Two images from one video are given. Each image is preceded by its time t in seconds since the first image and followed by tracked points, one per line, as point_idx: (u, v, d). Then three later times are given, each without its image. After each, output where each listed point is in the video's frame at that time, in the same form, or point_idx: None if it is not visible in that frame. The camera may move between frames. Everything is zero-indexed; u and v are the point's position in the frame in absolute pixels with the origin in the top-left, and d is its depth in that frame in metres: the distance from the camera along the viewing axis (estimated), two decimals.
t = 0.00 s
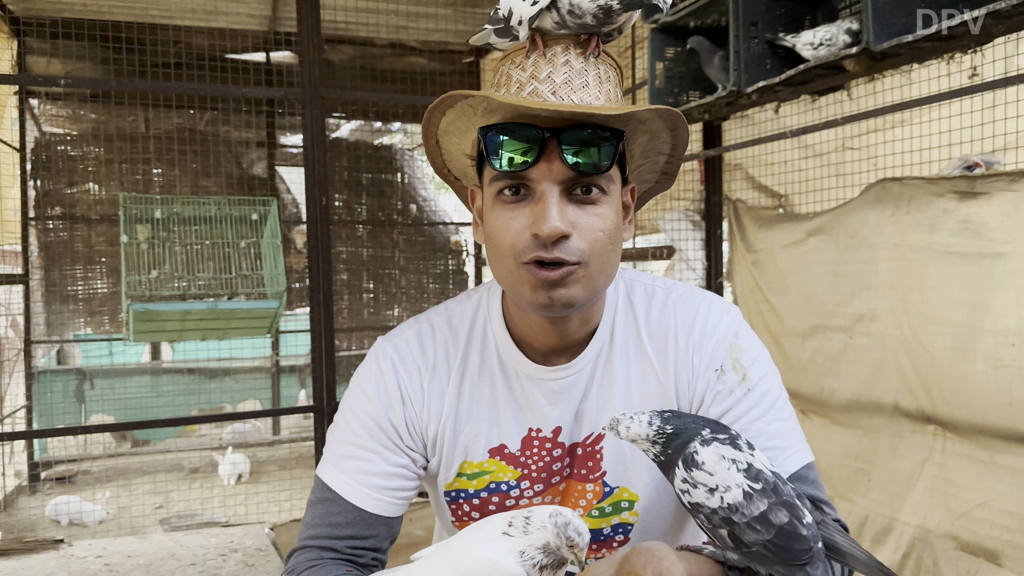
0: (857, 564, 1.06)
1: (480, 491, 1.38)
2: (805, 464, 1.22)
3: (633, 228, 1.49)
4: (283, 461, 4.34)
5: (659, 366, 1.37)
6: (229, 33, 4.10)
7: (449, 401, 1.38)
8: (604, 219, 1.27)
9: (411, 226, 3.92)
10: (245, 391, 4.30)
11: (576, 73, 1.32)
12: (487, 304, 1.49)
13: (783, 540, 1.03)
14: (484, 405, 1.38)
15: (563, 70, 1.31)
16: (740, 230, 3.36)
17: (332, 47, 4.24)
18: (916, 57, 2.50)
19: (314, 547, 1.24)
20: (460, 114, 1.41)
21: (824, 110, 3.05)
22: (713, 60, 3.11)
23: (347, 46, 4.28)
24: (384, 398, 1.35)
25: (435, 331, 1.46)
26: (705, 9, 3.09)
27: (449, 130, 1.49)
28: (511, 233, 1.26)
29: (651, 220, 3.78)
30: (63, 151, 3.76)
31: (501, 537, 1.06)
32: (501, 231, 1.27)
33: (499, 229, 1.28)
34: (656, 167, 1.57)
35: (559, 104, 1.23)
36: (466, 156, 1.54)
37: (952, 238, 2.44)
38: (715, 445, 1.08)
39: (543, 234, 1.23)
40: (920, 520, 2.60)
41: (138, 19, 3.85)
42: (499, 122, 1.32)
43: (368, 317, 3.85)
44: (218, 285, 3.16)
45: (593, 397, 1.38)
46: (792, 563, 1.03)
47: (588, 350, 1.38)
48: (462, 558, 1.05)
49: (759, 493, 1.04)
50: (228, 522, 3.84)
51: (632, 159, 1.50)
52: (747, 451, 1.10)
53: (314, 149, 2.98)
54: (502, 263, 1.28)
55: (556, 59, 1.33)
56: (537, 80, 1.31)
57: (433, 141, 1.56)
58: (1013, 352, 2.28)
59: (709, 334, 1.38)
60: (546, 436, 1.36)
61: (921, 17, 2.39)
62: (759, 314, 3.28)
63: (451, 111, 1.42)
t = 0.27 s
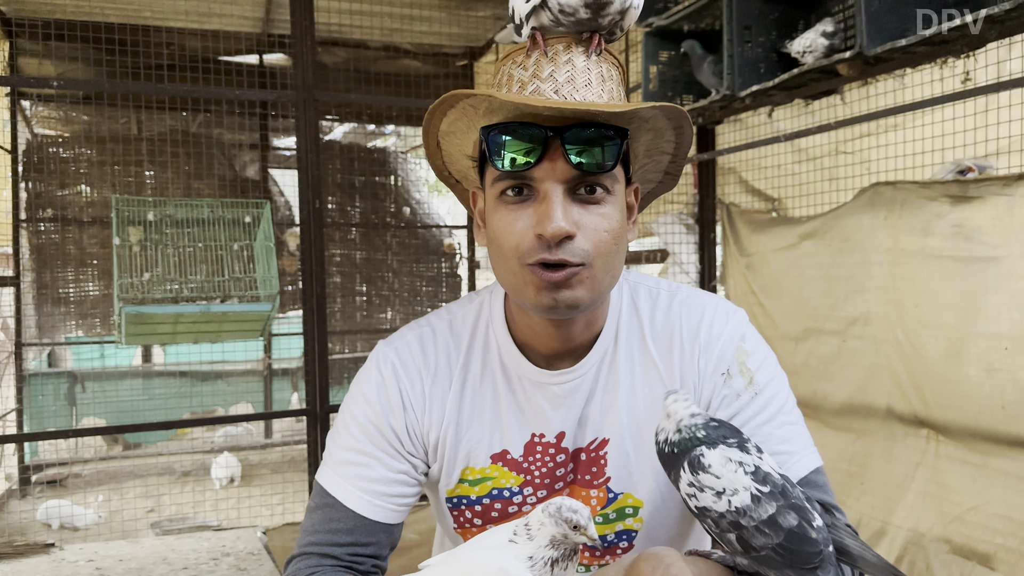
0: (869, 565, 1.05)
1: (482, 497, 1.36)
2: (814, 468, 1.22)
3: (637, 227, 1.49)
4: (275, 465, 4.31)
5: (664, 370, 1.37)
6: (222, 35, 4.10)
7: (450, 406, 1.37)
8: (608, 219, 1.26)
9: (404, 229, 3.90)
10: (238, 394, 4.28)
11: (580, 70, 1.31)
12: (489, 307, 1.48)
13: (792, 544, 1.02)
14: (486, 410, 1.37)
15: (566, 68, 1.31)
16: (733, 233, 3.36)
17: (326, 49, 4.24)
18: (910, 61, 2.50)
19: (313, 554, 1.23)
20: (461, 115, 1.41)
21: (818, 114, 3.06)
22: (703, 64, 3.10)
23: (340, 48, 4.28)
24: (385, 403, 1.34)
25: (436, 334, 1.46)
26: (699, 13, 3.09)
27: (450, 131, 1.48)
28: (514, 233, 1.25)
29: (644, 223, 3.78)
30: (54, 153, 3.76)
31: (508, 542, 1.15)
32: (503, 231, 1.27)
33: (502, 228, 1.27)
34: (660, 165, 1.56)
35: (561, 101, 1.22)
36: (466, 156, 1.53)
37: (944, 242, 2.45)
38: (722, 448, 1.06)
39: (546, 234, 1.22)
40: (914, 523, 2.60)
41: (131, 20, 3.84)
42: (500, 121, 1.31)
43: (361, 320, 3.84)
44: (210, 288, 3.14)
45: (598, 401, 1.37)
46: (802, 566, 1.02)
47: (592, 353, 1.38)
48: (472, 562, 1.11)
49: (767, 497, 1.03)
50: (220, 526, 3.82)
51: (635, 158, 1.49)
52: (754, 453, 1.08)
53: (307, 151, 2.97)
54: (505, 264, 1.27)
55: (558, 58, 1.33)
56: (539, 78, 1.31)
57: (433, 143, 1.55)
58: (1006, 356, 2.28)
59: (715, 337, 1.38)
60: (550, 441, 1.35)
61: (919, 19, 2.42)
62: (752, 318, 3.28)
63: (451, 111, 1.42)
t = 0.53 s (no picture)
0: None
1: (482, 510, 1.35)
2: (822, 477, 1.23)
3: (637, 230, 1.49)
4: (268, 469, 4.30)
5: (667, 380, 1.37)
6: (216, 38, 4.10)
7: (449, 417, 1.36)
8: (608, 224, 1.26)
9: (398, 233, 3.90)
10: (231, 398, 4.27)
11: (575, 73, 1.32)
12: (487, 317, 1.48)
13: (794, 550, 1.02)
14: (485, 421, 1.37)
15: (561, 71, 1.31)
16: (727, 238, 3.37)
17: (320, 53, 4.24)
18: (903, 67, 2.51)
19: (308, 568, 1.23)
20: (455, 120, 1.40)
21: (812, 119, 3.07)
22: (695, 70, 3.12)
23: (335, 52, 4.28)
24: (382, 414, 1.34)
25: (434, 344, 1.46)
26: (693, 18, 3.11)
27: (445, 137, 1.48)
28: (511, 240, 1.25)
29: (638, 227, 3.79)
30: (47, 155, 3.75)
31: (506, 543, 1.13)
32: (501, 238, 1.27)
33: (499, 235, 1.27)
34: (659, 167, 1.57)
35: (557, 104, 1.22)
36: (462, 162, 1.53)
37: (937, 246, 2.46)
38: (732, 445, 1.07)
39: (544, 241, 1.22)
40: (906, 528, 2.60)
41: (126, 23, 3.84)
42: (496, 125, 1.32)
43: (354, 324, 3.84)
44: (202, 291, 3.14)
45: (599, 411, 1.37)
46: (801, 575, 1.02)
47: (593, 361, 1.38)
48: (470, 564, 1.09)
49: (773, 500, 1.03)
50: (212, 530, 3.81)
51: (634, 160, 1.49)
52: (763, 456, 1.09)
53: (301, 155, 2.97)
54: (503, 272, 1.27)
55: (553, 60, 1.33)
56: (535, 82, 1.31)
57: (428, 149, 1.55)
58: (998, 361, 2.29)
59: (717, 346, 1.38)
60: (550, 452, 1.34)
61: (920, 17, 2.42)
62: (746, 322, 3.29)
63: (445, 117, 1.41)
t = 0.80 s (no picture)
0: None
1: (478, 532, 1.35)
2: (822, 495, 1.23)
3: (631, 243, 1.49)
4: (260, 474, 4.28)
5: (664, 399, 1.36)
6: (210, 42, 4.10)
7: (442, 438, 1.36)
8: (602, 241, 1.25)
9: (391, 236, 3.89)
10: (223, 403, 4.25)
11: (563, 87, 1.31)
12: (481, 334, 1.48)
13: None
14: (479, 442, 1.36)
15: (549, 84, 1.31)
16: (720, 243, 3.37)
17: (314, 57, 4.22)
18: (896, 73, 2.52)
19: None
20: (442, 138, 1.40)
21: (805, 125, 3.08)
22: (688, 75, 3.13)
23: (328, 56, 4.27)
24: (374, 437, 1.34)
25: (427, 363, 1.45)
26: (687, 24, 3.12)
27: (431, 154, 1.48)
28: (504, 261, 1.25)
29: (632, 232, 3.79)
30: (39, 159, 3.73)
31: None
32: (493, 259, 1.26)
33: (491, 256, 1.27)
34: (653, 177, 1.56)
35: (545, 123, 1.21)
36: (450, 179, 1.54)
37: (929, 252, 2.47)
38: (731, 479, 1.04)
39: (537, 262, 1.21)
40: (900, 534, 2.60)
41: (119, 26, 3.86)
42: (485, 143, 1.30)
43: (347, 328, 3.83)
44: (195, 295, 3.15)
45: (595, 431, 1.36)
46: None
47: (589, 379, 1.37)
48: None
49: (769, 541, 1.01)
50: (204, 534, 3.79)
51: (628, 170, 1.48)
52: (767, 492, 1.06)
53: (294, 158, 2.96)
54: (497, 294, 1.27)
55: (541, 73, 1.33)
56: (522, 97, 1.30)
57: (415, 167, 1.54)
58: (991, 366, 2.29)
59: (715, 364, 1.37)
60: (546, 473, 1.34)
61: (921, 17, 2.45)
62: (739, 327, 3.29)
63: (431, 134, 1.41)
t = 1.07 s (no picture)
0: None
1: (472, 540, 1.36)
2: (818, 508, 1.23)
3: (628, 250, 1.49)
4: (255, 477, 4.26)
5: (659, 407, 1.36)
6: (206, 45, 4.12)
7: (436, 446, 1.36)
8: (597, 250, 1.26)
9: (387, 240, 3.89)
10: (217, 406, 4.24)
11: (559, 92, 1.31)
12: (475, 341, 1.48)
13: None
14: (473, 450, 1.36)
15: (545, 90, 1.31)
16: (716, 247, 3.38)
17: (310, 60, 4.17)
18: (891, 78, 2.53)
19: None
20: (435, 144, 1.40)
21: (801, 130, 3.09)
22: (684, 79, 3.13)
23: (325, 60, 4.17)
24: (367, 445, 1.34)
25: (420, 369, 1.45)
26: (683, 29, 3.13)
27: (425, 160, 1.48)
28: (498, 268, 1.25)
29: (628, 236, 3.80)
30: (33, 161, 3.67)
31: None
32: (488, 267, 1.26)
33: (486, 264, 1.27)
34: (650, 183, 1.56)
35: (541, 130, 1.21)
36: (444, 185, 1.54)
37: (924, 257, 2.47)
38: (719, 482, 1.03)
39: (531, 269, 1.21)
40: (894, 538, 2.60)
41: (114, 28, 3.91)
42: (478, 151, 1.30)
43: (343, 331, 3.83)
44: (190, 297, 3.16)
45: (590, 439, 1.36)
46: None
47: (585, 388, 1.37)
48: None
49: (753, 546, 1.01)
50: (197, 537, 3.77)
51: (624, 176, 1.48)
52: (753, 499, 1.06)
53: (290, 162, 2.96)
54: (491, 301, 1.26)
55: (536, 78, 1.34)
56: (518, 102, 1.31)
57: (407, 171, 1.54)
58: (985, 371, 2.30)
59: (711, 373, 1.38)
60: (540, 482, 1.34)
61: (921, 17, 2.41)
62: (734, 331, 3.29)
63: (425, 141, 1.41)
